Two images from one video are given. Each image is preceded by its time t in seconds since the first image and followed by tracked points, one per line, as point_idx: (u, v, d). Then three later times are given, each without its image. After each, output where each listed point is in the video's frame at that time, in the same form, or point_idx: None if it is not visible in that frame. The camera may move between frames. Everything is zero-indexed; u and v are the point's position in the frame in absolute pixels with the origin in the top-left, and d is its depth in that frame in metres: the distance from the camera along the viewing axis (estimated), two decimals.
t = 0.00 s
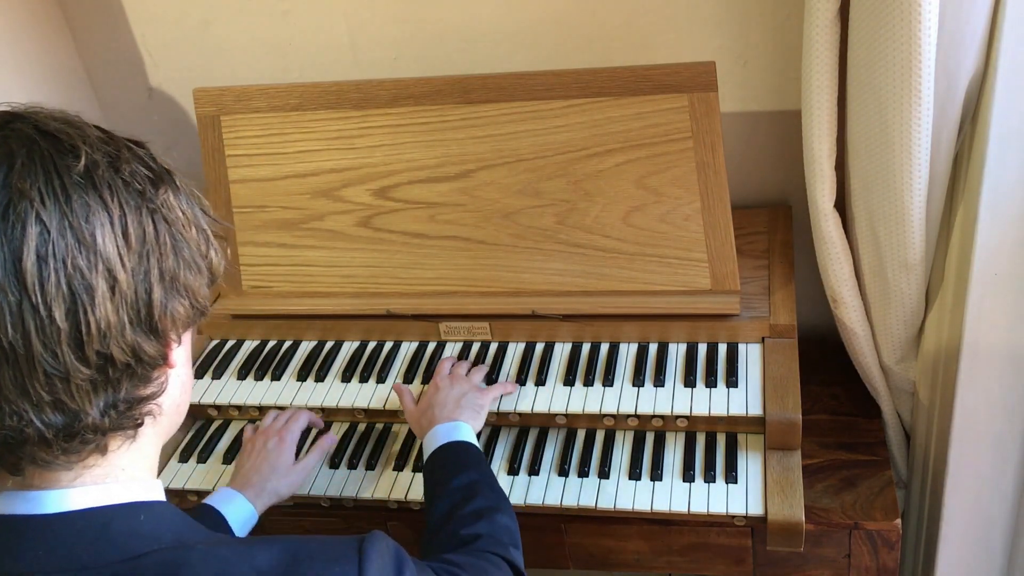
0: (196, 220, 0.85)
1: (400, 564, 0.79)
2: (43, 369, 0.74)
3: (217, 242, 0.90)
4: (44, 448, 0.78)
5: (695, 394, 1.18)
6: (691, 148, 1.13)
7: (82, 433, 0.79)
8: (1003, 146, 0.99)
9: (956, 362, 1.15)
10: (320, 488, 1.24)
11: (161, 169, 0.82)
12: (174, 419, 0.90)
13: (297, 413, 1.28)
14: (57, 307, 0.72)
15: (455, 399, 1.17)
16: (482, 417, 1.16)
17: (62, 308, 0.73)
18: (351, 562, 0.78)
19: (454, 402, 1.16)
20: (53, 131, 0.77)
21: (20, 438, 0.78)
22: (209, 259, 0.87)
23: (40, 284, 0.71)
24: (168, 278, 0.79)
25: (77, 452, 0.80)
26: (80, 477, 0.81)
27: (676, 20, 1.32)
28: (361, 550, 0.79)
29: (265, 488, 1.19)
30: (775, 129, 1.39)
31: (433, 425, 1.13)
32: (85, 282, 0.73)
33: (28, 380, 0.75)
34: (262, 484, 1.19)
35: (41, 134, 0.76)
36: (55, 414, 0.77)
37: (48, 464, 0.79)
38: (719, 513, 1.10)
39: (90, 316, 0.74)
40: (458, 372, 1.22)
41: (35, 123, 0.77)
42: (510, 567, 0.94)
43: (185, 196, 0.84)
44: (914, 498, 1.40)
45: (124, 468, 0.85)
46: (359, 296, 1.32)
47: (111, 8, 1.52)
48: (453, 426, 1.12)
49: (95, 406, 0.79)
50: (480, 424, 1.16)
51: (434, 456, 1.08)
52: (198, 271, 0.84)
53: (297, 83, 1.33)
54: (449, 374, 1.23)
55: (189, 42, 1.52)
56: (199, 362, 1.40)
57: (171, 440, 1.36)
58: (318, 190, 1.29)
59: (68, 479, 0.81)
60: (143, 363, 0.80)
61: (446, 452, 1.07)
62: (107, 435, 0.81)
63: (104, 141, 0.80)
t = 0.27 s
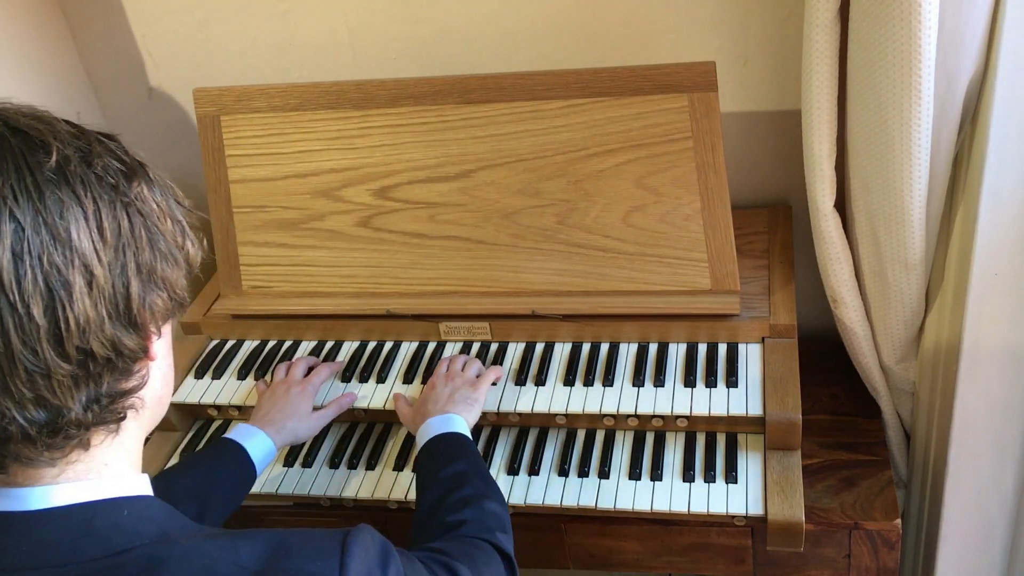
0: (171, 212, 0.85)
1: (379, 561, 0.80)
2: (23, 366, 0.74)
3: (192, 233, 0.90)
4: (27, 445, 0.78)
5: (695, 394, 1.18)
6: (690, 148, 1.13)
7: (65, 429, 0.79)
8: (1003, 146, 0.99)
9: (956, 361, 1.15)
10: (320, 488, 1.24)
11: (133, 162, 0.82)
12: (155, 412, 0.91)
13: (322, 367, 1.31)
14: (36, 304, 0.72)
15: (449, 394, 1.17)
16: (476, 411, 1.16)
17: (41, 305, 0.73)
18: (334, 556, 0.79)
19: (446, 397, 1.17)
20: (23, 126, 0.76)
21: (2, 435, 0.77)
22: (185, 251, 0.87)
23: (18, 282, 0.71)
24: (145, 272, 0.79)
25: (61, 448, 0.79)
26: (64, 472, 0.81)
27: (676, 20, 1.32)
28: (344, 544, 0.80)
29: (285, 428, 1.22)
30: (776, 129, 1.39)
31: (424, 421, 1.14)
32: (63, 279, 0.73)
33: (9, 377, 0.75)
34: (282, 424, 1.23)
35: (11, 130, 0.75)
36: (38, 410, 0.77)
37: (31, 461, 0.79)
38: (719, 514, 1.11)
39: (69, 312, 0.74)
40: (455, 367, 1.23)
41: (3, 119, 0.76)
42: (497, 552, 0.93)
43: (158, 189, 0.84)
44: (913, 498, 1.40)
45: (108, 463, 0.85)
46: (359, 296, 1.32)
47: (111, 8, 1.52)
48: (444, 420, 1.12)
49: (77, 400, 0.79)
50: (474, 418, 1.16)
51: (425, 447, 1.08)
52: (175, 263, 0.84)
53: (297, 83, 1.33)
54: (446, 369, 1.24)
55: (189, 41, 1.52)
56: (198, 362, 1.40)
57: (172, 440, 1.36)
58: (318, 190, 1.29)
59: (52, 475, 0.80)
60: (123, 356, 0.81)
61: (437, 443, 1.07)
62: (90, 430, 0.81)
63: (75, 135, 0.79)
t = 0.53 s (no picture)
0: (179, 207, 0.85)
1: (386, 555, 0.80)
2: (41, 358, 0.74)
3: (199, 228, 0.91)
4: (44, 436, 0.78)
5: (695, 394, 1.18)
6: (690, 148, 1.13)
7: (83, 420, 0.79)
8: (1002, 146, 0.99)
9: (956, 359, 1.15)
10: (320, 488, 1.24)
11: (142, 156, 0.82)
12: (163, 403, 0.91)
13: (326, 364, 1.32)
14: (53, 297, 0.72)
15: (446, 394, 1.18)
16: (472, 412, 1.17)
17: (58, 297, 0.72)
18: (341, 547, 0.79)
19: (444, 396, 1.17)
20: (34, 123, 0.77)
21: (20, 428, 0.77)
22: (193, 244, 0.88)
23: (35, 274, 0.71)
24: (157, 264, 0.80)
25: (76, 440, 0.79)
26: (75, 465, 0.81)
27: (676, 20, 1.32)
28: (351, 537, 0.80)
29: (284, 419, 1.22)
30: (775, 129, 1.39)
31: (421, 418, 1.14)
32: (79, 272, 0.73)
33: (27, 369, 0.74)
34: (283, 415, 1.23)
35: (23, 126, 0.76)
36: (55, 402, 0.77)
37: (46, 453, 0.79)
38: (719, 514, 1.11)
39: (85, 304, 0.74)
40: (454, 366, 1.23)
41: (14, 116, 0.77)
42: (497, 552, 0.93)
43: (166, 183, 0.84)
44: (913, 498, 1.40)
45: (117, 456, 0.85)
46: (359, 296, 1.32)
47: (111, 8, 1.52)
48: (441, 419, 1.12)
49: (93, 393, 0.79)
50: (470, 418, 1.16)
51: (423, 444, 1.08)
52: (185, 256, 0.84)
53: (297, 83, 1.33)
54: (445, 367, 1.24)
55: (189, 42, 1.52)
56: (199, 362, 1.40)
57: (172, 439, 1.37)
58: (318, 190, 1.29)
59: (64, 467, 0.81)
60: (137, 348, 0.81)
61: (436, 442, 1.07)
62: (105, 422, 0.81)
63: (85, 130, 0.79)
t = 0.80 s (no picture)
0: (199, 208, 0.85)
1: (396, 561, 0.81)
2: (61, 354, 0.74)
3: (217, 230, 0.91)
4: (61, 432, 0.78)
5: (695, 394, 1.18)
6: (690, 148, 1.13)
7: (99, 416, 0.79)
8: (1002, 146, 0.99)
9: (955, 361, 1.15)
10: (320, 487, 1.24)
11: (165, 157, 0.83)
12: (177, 403, 0.91)
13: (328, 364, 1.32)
14: (76, 293, 0.72)
15: (436, 416, 1.15)
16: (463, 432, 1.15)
17: (81, 294, 0.73)
18: (350, 556, 0.80)
19: (436, 420, 1.14)
20: (61, 120, 0.77)
21: (36, 423, 0.77)
22: (212, 246, 0.88)
23: (59, 270, 0.71)
24: (177, 264, 0.80)
25: (92, 436, 0.80)
26: (89, 461, 0.81)
27: (676, 21, 1.32)
28: (361, 544, 0.81)
29: (291, 423, 1.22)
30: (775, 130, 1.39)
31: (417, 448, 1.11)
32: (102, 269, 0.73)
33: (47, 365, 0.74)
34: (289, 419, 1.22)
35: (50, 123, 0.76)
36: (72, 399, 0.77)
37: (60, 448, 0.78)
38: (719, 514, 1.10)
39: (107, 301, 0.74)
40: (437, 379, 1.21)
41: (41, 112, 0.77)
42: None
43: (188, 184, 0.85)
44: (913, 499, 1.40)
45: (129, 454, 0.85)
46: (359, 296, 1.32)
47: (111, 8, 1.52)
48: (438, 449, 1.09)
49: (110, 390, 0.79)
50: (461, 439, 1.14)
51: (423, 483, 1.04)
52: (205, 256, 0.85)
53: (297, 83, 1.33)
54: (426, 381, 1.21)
55: (189, 42, 1.52)
56: (198, 362, 1.40)
57: (171, 439, 1.37)
58: (318, 190, 1.29)
59: (77, 463, 0.81)
60: (155, 346, 0.81)
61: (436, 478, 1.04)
62: (120, 419, 0.81)
63: (111, 130, 0.80)
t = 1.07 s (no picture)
0: (209, 212, 0.85)
1: None
2: (65, 354, 0.74)
3: (226, 235, 0.91)
4: (63, 432, 0.78)
5: (695, 394, 1.18)
6: (691, 148, 1.13)
7: (101, 417, 0.79)
8: (1003, 146, 0.99)
9: (956, 361, 1.15)
10: (320, 487, 1.24)
11: (176, 160, 0.83)
12: (180, 407, 0.91)
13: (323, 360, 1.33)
14: (81, 293, 0.72)
15: (431, 486, 1.11)
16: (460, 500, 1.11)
17: (86, 294, 0.73)
18: (354, 567, 0.80)
19: (432, 491, 1.10)
20: (73, 121, 0.77)
21: (38, 421, 0.77)
22: (220, 251, 0.88)
23: (64, 269, 0.71)
24: (184, 267, 0.80)
25: (94, 437, 0.80)
26: (91, 463, 0.82)
27: (675, 20, 1.32)
28: (364, 559, 0.81)
29: (281, 416, 1.23)
30: (775, 130, 1.39)
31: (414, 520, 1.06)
32: (108, 269, 0.73)
33: (51, 364, 0.74)
34: (280, 412, 1.23)
35: (61, 123, 0.76)
36: (74, 399, 0.77)
37: (62, 447, 0.79)
38: (719, 513, 1.10)
39: (112, 301, 0.74)
40: (430, 445, 1.17)
41: (54, 113, 0.77)
42: None
43: (198, 189, 0.85)
44: (913, 499, 1.40)
45: (131, 456, 0.86)
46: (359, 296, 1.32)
47: (111, 8, 1.52)
48: (435, 521, 1.04)
49: (114, 391, 0.79)
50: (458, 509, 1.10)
51: (420, 556, 1.00)
52: (212, 260, 0.84)
53: (297, 83, 1.33)
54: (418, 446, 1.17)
55: (189, 41, 1.52)
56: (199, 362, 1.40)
57: (172, 439, 1.36)
58: (318, 190, 1.29)
59: (79, 465, 0.81)
60: (159, 349, 0.81)
61: (433, 549, 1.00)
62: (122, 421, 0.81)
63: (122, 132, 0.80)
